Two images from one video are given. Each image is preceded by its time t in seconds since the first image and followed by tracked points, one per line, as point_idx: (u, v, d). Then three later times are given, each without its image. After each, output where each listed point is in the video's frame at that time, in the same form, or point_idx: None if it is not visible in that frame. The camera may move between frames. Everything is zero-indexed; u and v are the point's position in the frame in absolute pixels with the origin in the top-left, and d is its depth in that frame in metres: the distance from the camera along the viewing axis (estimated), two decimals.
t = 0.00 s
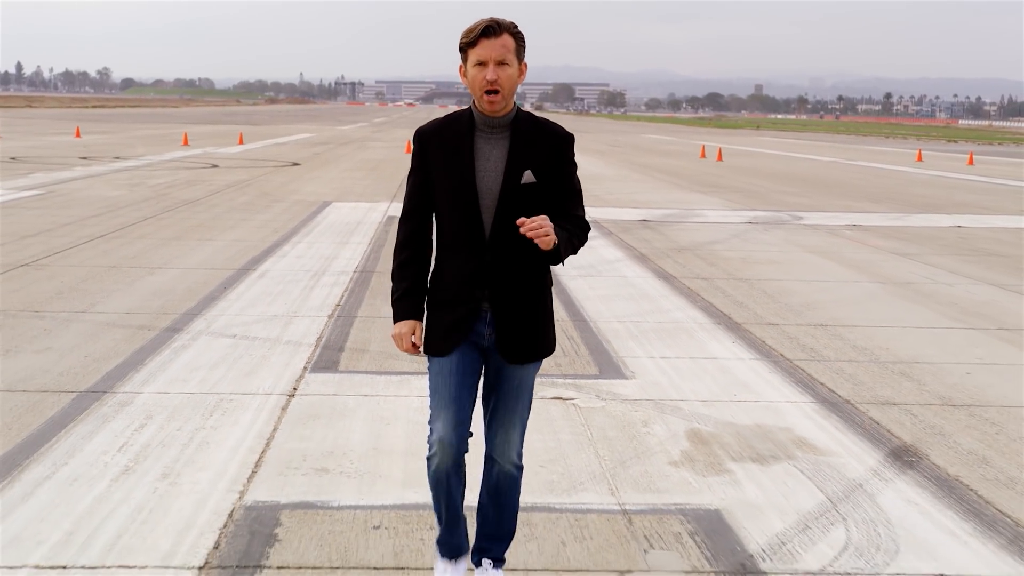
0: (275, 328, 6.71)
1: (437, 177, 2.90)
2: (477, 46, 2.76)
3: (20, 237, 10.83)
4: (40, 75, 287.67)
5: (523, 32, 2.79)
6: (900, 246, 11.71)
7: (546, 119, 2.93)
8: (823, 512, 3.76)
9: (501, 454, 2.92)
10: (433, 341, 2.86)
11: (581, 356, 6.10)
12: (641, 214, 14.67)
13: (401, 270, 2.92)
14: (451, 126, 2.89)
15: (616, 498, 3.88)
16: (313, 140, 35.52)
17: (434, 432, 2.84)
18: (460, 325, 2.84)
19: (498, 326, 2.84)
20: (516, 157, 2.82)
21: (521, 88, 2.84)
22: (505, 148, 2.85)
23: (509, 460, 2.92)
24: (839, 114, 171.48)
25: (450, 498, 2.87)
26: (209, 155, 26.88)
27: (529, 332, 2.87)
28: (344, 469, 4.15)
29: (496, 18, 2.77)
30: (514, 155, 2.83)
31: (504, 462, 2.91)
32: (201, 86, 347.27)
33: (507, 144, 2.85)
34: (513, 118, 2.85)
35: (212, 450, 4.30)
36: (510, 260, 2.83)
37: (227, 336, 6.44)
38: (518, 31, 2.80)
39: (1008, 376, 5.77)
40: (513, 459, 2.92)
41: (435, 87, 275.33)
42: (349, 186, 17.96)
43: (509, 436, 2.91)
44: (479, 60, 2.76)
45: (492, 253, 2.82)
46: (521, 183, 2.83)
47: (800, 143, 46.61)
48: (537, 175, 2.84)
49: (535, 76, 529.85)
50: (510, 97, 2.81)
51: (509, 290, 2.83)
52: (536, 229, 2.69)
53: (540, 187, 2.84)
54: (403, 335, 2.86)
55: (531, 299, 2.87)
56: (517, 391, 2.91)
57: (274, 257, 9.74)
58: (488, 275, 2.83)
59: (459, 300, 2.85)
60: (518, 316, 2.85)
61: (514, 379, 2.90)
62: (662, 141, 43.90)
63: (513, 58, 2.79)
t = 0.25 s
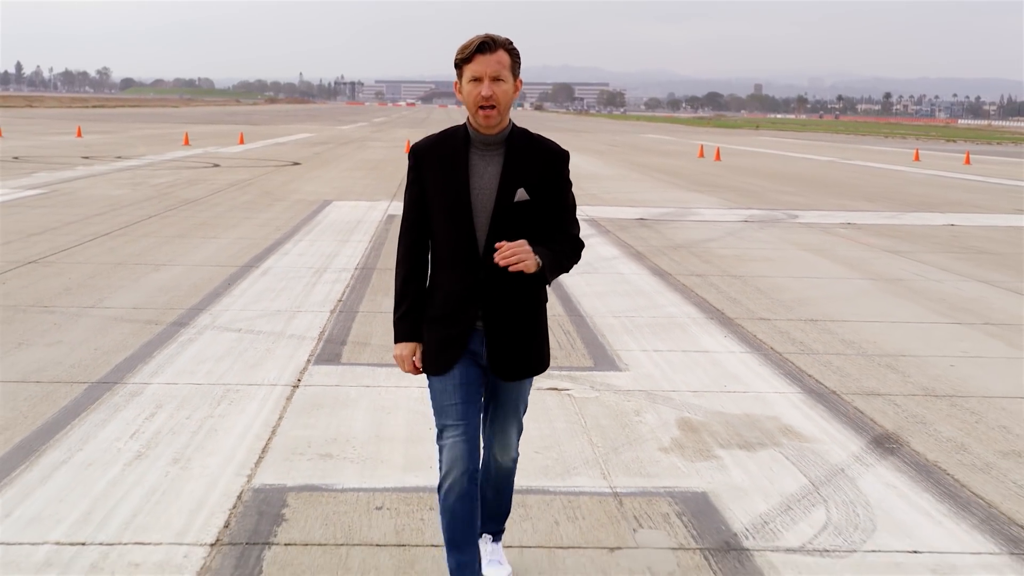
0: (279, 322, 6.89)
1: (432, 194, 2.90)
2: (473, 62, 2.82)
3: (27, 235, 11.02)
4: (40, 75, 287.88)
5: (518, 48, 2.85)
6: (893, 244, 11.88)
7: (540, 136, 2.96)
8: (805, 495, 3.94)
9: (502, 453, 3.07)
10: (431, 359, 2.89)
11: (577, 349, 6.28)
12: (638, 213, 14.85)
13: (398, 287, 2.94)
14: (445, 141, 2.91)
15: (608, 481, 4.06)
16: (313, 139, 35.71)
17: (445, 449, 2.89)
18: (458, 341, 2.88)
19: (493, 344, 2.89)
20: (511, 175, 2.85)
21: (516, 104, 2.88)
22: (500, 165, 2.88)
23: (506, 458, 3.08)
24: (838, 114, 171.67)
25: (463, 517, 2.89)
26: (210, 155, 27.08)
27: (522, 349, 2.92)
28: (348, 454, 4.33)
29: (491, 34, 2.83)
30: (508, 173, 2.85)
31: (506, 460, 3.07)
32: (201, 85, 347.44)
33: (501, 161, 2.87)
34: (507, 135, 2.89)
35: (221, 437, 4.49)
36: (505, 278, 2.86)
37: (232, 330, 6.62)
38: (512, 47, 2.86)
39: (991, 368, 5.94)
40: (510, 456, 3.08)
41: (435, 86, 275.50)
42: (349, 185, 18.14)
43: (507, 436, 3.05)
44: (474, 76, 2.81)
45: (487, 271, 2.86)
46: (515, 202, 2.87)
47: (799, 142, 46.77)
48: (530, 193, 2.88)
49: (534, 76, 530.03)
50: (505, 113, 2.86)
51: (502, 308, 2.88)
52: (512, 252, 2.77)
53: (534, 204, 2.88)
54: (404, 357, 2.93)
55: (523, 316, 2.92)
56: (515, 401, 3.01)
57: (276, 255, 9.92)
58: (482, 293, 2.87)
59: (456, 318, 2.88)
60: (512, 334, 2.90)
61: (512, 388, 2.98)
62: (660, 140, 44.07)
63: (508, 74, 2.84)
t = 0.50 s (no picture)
0: (281, 317, 7.06)
1: (424, 177, 2.85)
2: (466, 47, 2.72)
3: (32, 233, 11.21)
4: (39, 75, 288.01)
5: (512, 33, 2.76)
6: (885, 242, 12.05)
7: (533, 120, 2.90)
8: (789, 479, 4.10)
9: (510, 462, 2.98)
10: (419, 350, 2.88)
11: (572, 342, 6.46)
12: (635, 211, 15.02)
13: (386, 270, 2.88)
14: (438, 126, 2.84)
15: (599, 466, 4.23)
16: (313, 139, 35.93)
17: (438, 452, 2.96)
18: (448, 330, 2.83)
19: (487, 329, 2.84)
20: (506, 157, 2.79)
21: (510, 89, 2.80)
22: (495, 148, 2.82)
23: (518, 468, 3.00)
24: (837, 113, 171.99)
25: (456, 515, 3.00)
26: (212, 155, 27.30)
27: (517, 333, 2.86)
28: (350, 441, 4.50)
29: (484, 19, 2.74)
30: (503, 155, 2.80)
31: (515, 468, 2.98)
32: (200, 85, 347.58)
33: (496, 145, 2.81)
34: (502, 118, 2.82)
35: (227, 425, 4.67)
36: (498, 260, 2.82)
37: (236, 324, 6.79)
38: (506, 32, 2.77)
39: (975, 361, 6.09)
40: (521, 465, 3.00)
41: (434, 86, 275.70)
42: (349, 185, 18.34)
43: (514, 447, 2.97)
44: (468, 61, 2.72)
45: (481, 253, 2.81)
46: (510, 182, 2.81)
47: (797, 142, 46.97)
48: (525, 174, 2.83)
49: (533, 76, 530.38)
50: (500, 97, 2.77)
51: (496, 292, 2.83)
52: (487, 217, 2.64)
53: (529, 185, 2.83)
54: (392, 348, 2.87)
55: (515, 300, 2.85)
56: (513, 395, 2.92)
57: (278, 252, 10.10)
58: (476, 277, 2.82)
59: (448, 303, 2.83)
60: (505, 318, 2.84)
61: (509, 384, 2.91)
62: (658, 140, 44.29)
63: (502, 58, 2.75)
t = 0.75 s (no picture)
0: (287, 311, 7.23)
1: (424, 180, 2.87)
2: (469, 53, 2.74)
3: (39, 231, 11.40)
4: (40, 75, 288.27)
5: (515, 40, 2.77)
6: (880, 239, 12.23)
7: (534, 129, 2.91)
8: (777, 464, 4.26)
9: (497, 461, 2.79)
10: (416, 342, 2.86)
11: (570, 335, 6.63)
12: (633, 210, 15.20)
13: (381, 266, 2.92)
14: (438, 131, 2.86)
15: (595, 451, 4.40)
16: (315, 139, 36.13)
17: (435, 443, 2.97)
18: (446, 330, 2.83)
19: (485, 335, 2.84)
20: (506, 165, 2.80)
21: (512, 96, 2.82)
22: (495, 156, 2.83)
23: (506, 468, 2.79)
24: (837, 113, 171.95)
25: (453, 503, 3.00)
26: (214, 154, 27.50)
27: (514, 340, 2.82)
28: (355, 428, 4.67)
29: (489, 25, 2.75)
30: (503, 163, 2.81)
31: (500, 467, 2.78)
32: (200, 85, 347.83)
33: (496, 152, 2.83)
34: (503, 126, 2.83)
35: (236, 413, 4.84)
36: (497, 267, 2.81)
37: (243, 319, 6.96)
38: (510, 38, 2.78)
39: (963, 354, 6.23)
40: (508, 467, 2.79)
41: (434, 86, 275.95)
42: (351, 184, 18.53)
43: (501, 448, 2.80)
44: (470, 67, 2.74)
45: (479, 258, 2.81)
46: (511, 191, 2.80)
47: (797, 142, 47.14)
48: (527, 183, 2.81)
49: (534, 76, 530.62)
50: (501, 104, 2.79)
51: (494, 299, 2.82)
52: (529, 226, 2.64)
53: (530, 195, 2.81)
54: (387, 325, 2.81)
55: (512, 306, 2.83)
56: (505, 401, 2.84)
57: (282, 249, 10.28)
58: (475, 282, 2.81)
59: (444, 304, 2.83)
60: (504, 325, 2.82)
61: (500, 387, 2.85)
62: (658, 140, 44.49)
63: (505, 65, 2.76)
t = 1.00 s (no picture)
0: (294, 306, 7.41)
1: (429, 186, 2.88)
2: (475, 56, 2.77)
3: (49, 229, 11.59)
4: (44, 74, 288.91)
5: (521, 43, 2.80)
6: (877, 237, 12.39)
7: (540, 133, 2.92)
8: (767, 451, 4.42)
9: (497, 470, 2.86)
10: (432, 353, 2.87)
11: (569, 329, 6.80)
12: (634, 208, 15.36)
13: (394, 279, 2.89)
14: (443, 134, 2.89)
15: (592, 438, 4.57)
16: (319, 138, 36.33)
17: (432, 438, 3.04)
18: (456, 337, 2.83)
19: (495, 336, 2.85)
20: (511, 166, 2.80)
21: (517, 99, 2.84)
22: (500, 158, 2.85)
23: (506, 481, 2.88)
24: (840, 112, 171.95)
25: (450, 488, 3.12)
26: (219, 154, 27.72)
27: (525, 341, 2.84)
28: (362, 416, 4.85)
29: (494, 29, 2.79)
30: (508, 165, 2.81)
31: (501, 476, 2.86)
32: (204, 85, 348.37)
33: (501, 154, 2.84)
34: (508, 128, 2.86)
35: (246, 402, 5.02)
36: (504, 268, 2.82)
37: (251, 313, 7.14)
38: (515, 41, 2.81)
39: (952, 348, 6.39)
40: (508, 478, 2.88)
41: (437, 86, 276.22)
42: (355, 183, 18.72)
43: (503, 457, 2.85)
44: (476, 70, 2.77)
45: (486, 261, 2.81)
46: (517, 193, 2.80)
47: (799, 141, 47.31)
48: (532, 184, 2.82)
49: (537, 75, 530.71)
50: (507, 106, 2.82)
51: (504, 301, 2.83)
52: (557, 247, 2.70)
53: (536, 197, 2.80)
54: (405, 342, 2.81)
55: (522, 306, 2.85)
56: (512, 404, 2.86)
57: (288, 246, 10.47)
58: (483, 285, 2.83)
59: (455, 311, 2.83)
60: (513, 326, 2.83)
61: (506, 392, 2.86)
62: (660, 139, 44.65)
63: (510, 68, 2.79)
